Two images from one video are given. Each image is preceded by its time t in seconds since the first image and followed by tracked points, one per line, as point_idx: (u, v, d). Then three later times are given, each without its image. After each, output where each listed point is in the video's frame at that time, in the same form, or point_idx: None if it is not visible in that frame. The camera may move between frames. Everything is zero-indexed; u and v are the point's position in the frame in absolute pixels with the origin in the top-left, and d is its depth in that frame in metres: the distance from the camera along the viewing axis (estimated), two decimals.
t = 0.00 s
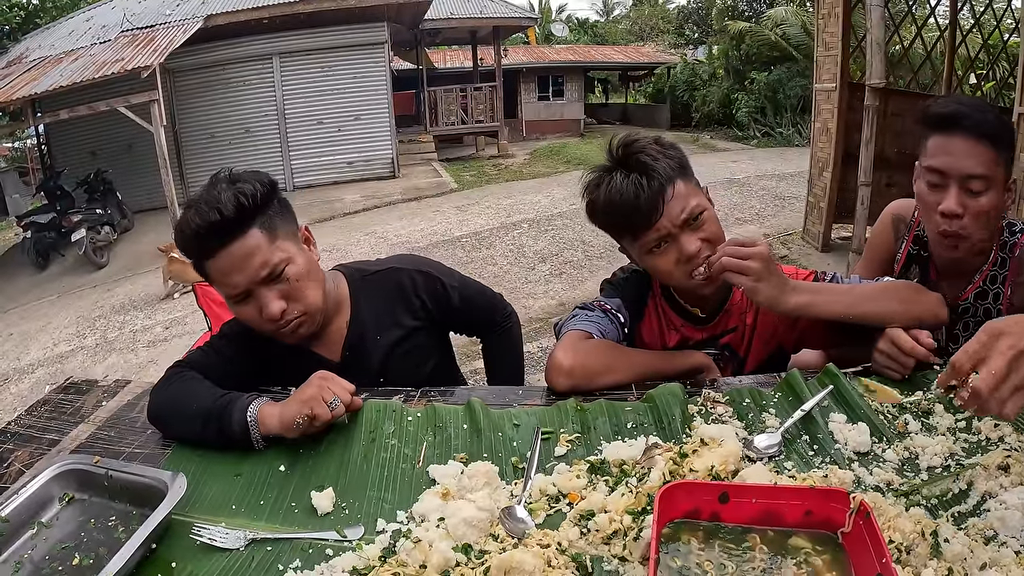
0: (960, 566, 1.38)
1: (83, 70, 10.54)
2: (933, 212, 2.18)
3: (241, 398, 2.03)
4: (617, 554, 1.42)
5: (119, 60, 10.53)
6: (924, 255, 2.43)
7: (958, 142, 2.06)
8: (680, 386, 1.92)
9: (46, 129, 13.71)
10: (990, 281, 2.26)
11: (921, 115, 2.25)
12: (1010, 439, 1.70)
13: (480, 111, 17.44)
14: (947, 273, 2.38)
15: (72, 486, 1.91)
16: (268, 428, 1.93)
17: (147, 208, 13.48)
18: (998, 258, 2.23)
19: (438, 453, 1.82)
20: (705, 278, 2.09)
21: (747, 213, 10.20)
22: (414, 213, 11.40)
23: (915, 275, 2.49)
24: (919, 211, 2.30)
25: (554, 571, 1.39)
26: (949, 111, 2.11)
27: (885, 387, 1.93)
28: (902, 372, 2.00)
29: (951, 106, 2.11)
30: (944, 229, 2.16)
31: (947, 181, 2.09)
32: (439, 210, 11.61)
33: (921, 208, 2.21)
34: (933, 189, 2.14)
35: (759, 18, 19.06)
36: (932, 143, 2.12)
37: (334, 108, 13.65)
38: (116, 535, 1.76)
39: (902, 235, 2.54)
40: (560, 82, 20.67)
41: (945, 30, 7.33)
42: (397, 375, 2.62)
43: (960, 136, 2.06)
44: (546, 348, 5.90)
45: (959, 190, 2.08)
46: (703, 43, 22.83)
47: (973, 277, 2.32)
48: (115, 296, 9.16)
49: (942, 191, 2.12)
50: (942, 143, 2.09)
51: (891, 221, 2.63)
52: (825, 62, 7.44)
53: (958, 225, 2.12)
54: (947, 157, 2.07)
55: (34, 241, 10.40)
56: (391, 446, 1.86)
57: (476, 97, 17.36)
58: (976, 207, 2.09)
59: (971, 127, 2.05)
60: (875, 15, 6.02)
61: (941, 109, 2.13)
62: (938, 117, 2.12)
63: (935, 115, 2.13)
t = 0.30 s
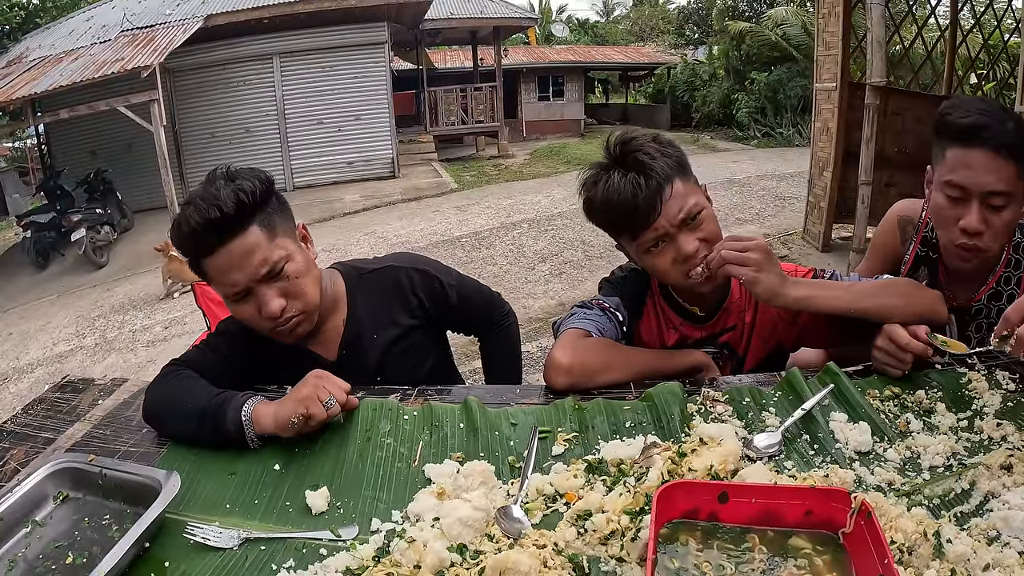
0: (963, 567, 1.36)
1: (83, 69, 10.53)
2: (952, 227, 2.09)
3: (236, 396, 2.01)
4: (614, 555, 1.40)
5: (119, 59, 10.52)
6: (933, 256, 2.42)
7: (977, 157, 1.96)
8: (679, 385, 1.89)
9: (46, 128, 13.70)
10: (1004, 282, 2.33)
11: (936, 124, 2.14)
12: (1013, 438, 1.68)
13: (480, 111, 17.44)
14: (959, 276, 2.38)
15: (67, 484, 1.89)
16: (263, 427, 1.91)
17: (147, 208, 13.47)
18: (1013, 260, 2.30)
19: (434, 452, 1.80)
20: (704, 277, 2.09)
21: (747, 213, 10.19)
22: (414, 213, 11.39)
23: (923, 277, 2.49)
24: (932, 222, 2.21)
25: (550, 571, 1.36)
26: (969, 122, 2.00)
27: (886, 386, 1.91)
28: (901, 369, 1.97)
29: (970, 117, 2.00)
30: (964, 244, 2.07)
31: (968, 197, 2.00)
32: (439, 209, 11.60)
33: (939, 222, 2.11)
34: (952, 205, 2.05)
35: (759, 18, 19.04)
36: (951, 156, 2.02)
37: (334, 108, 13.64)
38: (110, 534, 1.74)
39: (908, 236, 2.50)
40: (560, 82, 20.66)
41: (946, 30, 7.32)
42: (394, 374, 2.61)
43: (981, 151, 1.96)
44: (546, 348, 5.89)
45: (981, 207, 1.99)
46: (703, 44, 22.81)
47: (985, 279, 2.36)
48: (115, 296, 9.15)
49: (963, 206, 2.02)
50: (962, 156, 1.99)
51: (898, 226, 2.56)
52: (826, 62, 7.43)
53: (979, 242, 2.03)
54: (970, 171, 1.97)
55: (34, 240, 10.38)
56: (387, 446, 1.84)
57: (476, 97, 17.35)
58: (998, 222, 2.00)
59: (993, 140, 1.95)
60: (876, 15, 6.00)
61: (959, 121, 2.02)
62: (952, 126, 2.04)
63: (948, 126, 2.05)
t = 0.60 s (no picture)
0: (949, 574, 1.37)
1: (82, 69, 10.53)
2: (961, 250, 2.05)
3: (230, 399, 2.01)
4: (601, 560, 1.41)
5: (118, 59, 10.52)
6: (933, 265, 2.44)
7: (990, 183, 1.91)
8: (671, 389, 1.90)
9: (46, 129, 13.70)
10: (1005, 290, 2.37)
11: (951, 143, 2.07)
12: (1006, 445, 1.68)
13: (480, 111, 17.45)
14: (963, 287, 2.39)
15: (62, 486, 1.90)
16: (256, 431, 1.91)
17: (146, 208, 13.48)
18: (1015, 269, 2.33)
19: (424, 456, 1.80)
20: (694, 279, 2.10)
21: (746, 214, 10.20)
22: (413, 213, 11.40)
23: (922, 284, 2.50)
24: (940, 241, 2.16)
25: None
26: (988, 150, 1.93)
27: (878, 390, 1.92)
28: (893, 374, 1.98)
29: (991, 143, 1.93)
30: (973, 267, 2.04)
31: (980, 225, 1.95)
32: (437, 210, 11.60)
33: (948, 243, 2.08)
34: (963, 229, 2.00)
35: (759, 18, 19.04)
36: (963, 178, 1.97)
37: (333, 108, 13.64)
38: (104, 536, 1.75)
39: (908, 243, 2.51)
40: (560, 82, 20.65)
41: (945, 30, 7.32)
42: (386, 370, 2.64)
43: (995, 179, 1.90)
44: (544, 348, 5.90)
45: (993, 235, 1.94)
46: (703, 44, 22.81)
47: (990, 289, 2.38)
48: (114, 296, 9.15)
49: (973, 232, 1.98)
50: (975, 181, 1.93)
51: (899, 234, 2.55)
52: (824, 63, 7.43)
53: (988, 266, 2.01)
54: (984, 198, 1.92)
55: (33, 240, 10.39)
56: (377, 449, 1.85)
57: (476, 97, 17.37)
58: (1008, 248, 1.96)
59: (1010, 169, 1.88)
60: (874, 16, 6.00)
61: (978, 146, 1.94)
62: (967, 149, 1.98)
63: (966, 148, 1.98)
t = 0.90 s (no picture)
0: (948, 572, 1.39)
1: (82, 69, 10.54)
2: (972, 264, 2.08)
3: (239, 395, 2.04)
4: (606, 559, 1.43)
5: (118, 59, 10.52)
6: (935, 269, 2.46)
7: (1004, 199, 1.93)
8: (673, 390, 1.92)
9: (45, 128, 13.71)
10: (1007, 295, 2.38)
11: (963, 153, 2.09)
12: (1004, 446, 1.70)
13: (479, 111, 17.48)
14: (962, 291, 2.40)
15: (69, 488, 1.92)
16: (268, 423, 1.94)
17: (146, 208, 13.49)
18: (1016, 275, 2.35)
19: (430, 457, 1.83)
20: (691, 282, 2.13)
21: (745, 214, 10.22)
22: (413, 213, 11.42)
23: (923, 289, 2.51)
24: (950, 252, 2.20)
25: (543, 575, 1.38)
26: (1003, 166, 1.94)
27: (878, 390, 1.94)
28: (894, 376, 2.00)
29: (1005, 159, 1.95)
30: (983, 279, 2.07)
31: (994, 240, 1.97)
32: (437, 210, 11.63)
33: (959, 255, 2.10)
34: (975, 243, 2.03)
35: (758, 18, 19.07)
36: (977, 194, 1.99)
37: (333, 108, 13.66)
38: (112, 538, 1.77)
39: (910, 247, 2.55)
40: (559, 82, 20.64)
41: (945, 30, 7.34)
42: (389, 368, 2.65)
43: (1008, 195, 1.93)
44: (543, 349, 5.92)
45: (1006, 249, 1.96)
46: (703, 44, 22.81)
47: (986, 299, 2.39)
48: (114, 296, 9.17)
49: (985, 247, 2.01)
50: (989, 197, 1.96)
51: (902, 239, 2.59)
52: (824, 63, 7.45)
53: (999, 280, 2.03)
54: (998, 214, 1.94)
55: (33, 240, 10.40)
56: (384, 450, 1.87)
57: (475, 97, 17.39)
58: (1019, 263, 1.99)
59: None
60: (874, 16, 6.03)
61: (993, 162, 1.96)
62: (982, 164, 1.99)
63: (980, 163, 2.00)
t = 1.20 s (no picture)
0: (945, 571, 1.39)
1: (80, 68, 10.50)
2: (975, 273, 2.09)
3: (237, 392, 2.05)
4: (602, 557, 1.43)
5: (116, 58, 10.50)
6: (933, 267, 2.47)
7: (1010, 211, 1.93)
8: (669, 388, 1.92)
9: (43, 127, 13.68)
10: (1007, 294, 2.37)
11: (970, 163, 2.07)
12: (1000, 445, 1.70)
13: (477, 109, 17.47)
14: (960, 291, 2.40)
15: (66, 487, 1.92)
16: (266, 418, 1.95)
17: (143, 207, 13.46)
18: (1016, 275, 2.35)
19: (427, 455, 1.82)
20: (688, 276, 2.13)
21: (743, 212, 10.24)
22: (411, 211, 11.41)
23: (922, 287, 2.52)
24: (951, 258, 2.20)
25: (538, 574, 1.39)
26: (1012, 179, 1.93)
27: (875, 390, 1.94)
28: (891, 374, 2.00)
29: (1015, 172, 1.93)
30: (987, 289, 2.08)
31: (999, 251, 1.98)
32: (434, 208, 11.61)
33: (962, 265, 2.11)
34: (979, 254, 2.03)
35: (756, 16, 19.05)
36: (983, 206, 1.99)
37: (331, 106, 13.65)
38: (109, 537, 1.76)
39: (908, 245, 2.56)
40: (558, 80, 20.57)
41: (943, 29, 7.35)
42: (380, 368, 2.66)
43: (1014, 207, 1.92)
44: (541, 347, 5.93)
45: (1010, 260, 1.98)
46: (701, 42, 22.80)
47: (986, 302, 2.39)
48: (112, 295, 9.15)
49: (990, 257, 2.01)
50: (996, 208, 1.95)
51: (900, 238, 2.60)
52: (822, 62, 7.46)
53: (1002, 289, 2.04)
54: (1006, 227, 1.94)
55: (31, 239, 10.38)
56: (380, 448, 1.87)
57: (473, 95, 17.40)
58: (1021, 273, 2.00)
59: None
60: (871, 14, 6.03)
61: (1004, 175, 1.94)
62: (990, 176, 1.98)
63: (988, 174, 1.98)
